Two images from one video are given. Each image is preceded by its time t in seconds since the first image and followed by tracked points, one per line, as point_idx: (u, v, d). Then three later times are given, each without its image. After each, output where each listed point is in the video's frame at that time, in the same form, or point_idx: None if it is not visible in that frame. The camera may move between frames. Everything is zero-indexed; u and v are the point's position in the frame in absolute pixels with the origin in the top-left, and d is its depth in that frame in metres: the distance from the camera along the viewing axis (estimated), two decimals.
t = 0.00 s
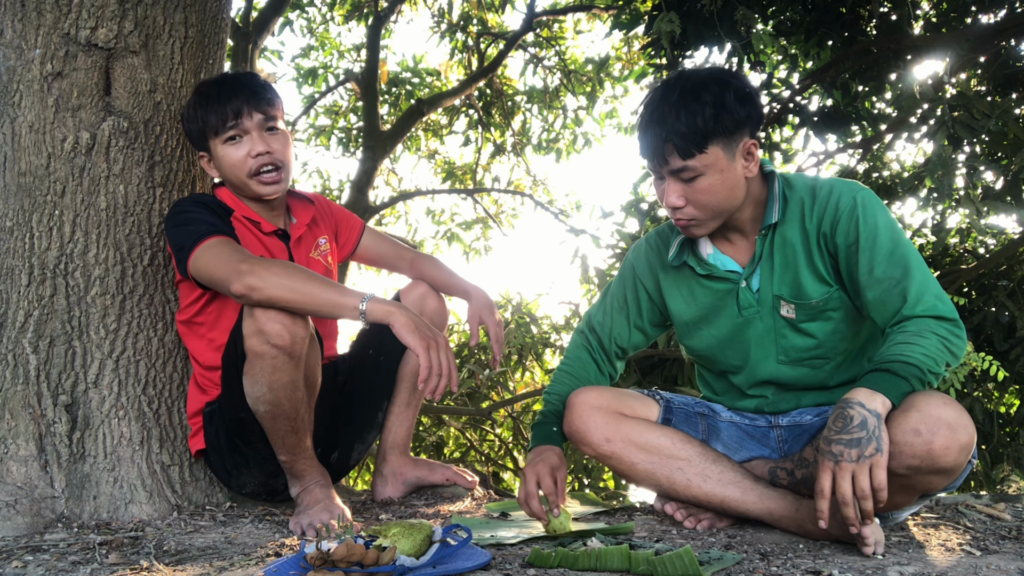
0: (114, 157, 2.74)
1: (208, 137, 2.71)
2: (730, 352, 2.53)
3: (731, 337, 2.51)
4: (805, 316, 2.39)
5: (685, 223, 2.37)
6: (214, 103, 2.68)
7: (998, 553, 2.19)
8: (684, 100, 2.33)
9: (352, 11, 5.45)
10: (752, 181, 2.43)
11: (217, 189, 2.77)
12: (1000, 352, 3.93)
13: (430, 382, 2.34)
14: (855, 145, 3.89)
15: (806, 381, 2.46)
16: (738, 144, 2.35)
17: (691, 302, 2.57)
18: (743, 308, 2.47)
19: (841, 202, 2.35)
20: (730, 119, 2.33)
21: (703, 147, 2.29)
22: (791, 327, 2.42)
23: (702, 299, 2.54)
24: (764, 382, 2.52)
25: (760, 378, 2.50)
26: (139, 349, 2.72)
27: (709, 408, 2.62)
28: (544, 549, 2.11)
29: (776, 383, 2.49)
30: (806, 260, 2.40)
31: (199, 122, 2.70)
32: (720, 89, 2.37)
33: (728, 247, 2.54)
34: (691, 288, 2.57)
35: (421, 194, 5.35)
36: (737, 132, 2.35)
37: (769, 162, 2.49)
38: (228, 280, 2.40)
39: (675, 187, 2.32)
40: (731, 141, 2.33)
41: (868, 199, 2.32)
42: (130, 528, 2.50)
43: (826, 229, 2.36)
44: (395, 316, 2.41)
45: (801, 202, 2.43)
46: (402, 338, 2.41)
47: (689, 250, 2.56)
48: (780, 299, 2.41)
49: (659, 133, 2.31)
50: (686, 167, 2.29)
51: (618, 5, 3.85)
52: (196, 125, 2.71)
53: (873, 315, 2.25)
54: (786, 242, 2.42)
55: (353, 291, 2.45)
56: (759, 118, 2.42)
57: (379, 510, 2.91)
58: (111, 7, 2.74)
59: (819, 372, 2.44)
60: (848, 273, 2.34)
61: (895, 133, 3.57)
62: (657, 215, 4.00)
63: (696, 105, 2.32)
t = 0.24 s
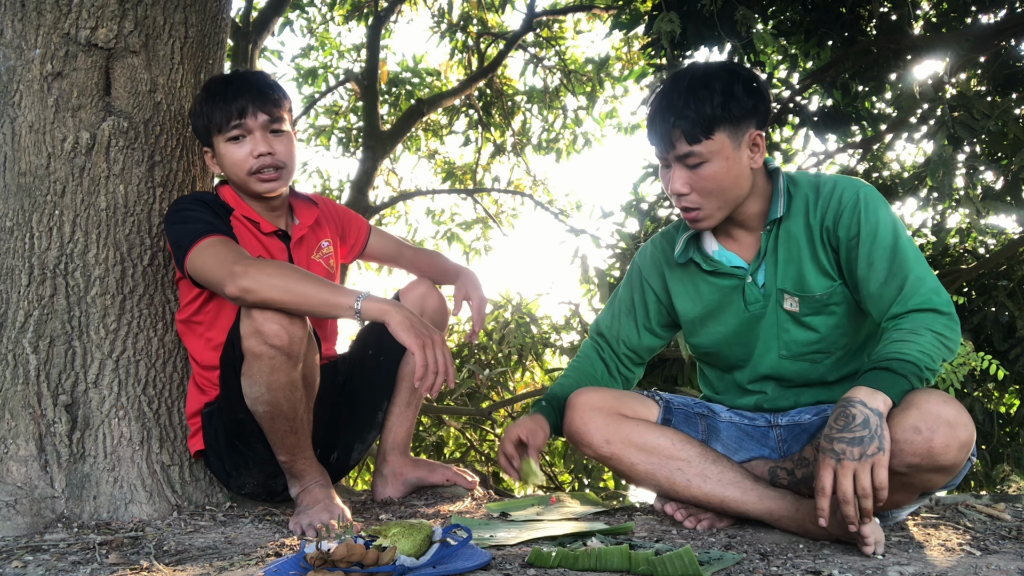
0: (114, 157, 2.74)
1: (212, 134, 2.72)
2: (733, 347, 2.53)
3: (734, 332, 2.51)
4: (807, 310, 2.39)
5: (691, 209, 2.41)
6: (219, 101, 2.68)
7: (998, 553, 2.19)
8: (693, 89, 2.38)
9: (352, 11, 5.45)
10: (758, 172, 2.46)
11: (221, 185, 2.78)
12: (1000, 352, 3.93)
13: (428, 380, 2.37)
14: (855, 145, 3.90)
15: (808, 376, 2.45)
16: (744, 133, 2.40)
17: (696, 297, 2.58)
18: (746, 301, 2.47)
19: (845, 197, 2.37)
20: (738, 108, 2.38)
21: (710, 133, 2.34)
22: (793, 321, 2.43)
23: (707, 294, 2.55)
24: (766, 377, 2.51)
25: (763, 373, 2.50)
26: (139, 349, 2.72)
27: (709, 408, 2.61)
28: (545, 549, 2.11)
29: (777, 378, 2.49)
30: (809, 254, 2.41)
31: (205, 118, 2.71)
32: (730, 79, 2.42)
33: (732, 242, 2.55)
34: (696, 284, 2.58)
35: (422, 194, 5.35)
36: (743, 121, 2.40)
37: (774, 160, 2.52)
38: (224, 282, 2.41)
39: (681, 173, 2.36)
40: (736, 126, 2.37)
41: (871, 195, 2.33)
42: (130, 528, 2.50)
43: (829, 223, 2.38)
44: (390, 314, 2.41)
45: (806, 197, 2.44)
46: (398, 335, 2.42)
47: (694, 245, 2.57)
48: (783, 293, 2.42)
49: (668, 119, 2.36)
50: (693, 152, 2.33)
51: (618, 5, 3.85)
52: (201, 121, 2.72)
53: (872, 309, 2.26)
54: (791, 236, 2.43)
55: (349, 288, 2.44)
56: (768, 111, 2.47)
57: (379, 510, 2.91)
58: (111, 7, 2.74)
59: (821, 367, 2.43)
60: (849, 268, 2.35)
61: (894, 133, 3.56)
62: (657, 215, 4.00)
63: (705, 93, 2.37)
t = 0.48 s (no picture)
0: (114, 157, 2.74)
1: (221, 129, 2.71)
2: (734, 339, 2.53)
3: (736, 323, 2.52)
4: (807, 301, 2.40)
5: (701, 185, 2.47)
6: (234, 98, 2.66)
7: (998, 553, 2.19)
8: (712, 68, 2.49)
9: (352, 11, 5.45)
10: (768, 155, 2.51)
11: (223, 185, 2.79)
12: (1000, 352, 3.93)
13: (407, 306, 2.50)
14: (855, 145, 3.90)
15: (807, 370, 2.44)
16: (757, 113, 2.48)
17: (700, 288, 2.60)
18: (748, 292, 2.48)
19: (849, 193, 2.39)
20: (754, 89, 2.48)
21: (725, 107, 2.43)
22: (794, 313, 2.43)
23: (711, 284, 2.57)
24: (765, 369, 2.51)
25: (762, 364, 2.49)
26: (139, 349, 2.72)
27: (709, 408, 2.61)
28: (544, 549, 2.11)
29: (776, 370, 2.48)
30: (812, 248, 2.42)
31: (215, 112, 2.70)
32: (747, 64, 2.53)
33: (738, 234, 2.58)
34: (701, 274, 2.60)
35: (422, 194, 5.35)
36: (758, 101, 2.49)
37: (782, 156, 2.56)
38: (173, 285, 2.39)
39: (692, 145, 2.45)
40: (750, 105, 2.47)
41: (875, 192, 2.35)
42: (130, 528, 2.50)
43: (833, 218, 2.40)
44: (351, 259, 2.49)
45: (811, 193, 2.47)
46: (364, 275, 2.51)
47: (701, 235, 2.60)
48: (785, 284, 2.43)
49: (685, 93, 2.47)
50: (708, 123, 2.43)
51: (618, 5, 3.85)
52: (213, 114, 2.71)
53: (871, 304, 2.27)
54: (794, 229, 2.45)
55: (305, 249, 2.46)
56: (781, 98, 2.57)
57: (379, 510, 2.91)
58: (111, 7, 2.74)
59: (820, 361, 2.43)
60: (850, 263, 2.37)
61: (894, 134, 3.51)
62: (657, 215, 4.00)
63: (724, 72, 2.48)
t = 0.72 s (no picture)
0: (114, 157, 2.74)
1: (241, 126, 2.73)
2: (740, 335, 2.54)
3: (742, 319, 2.53)
4: (814, 298, 2.41)
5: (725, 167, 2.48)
6: (263, 97, 2.70)
7: (998, 553, 2.19)
8: (745, 56, 2.54)
9: (352, 11, 5.45)
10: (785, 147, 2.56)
11: (227, 185, 2.80)
12: (1000, 352, 3.93)
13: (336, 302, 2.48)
14: (855, 145, 3.90)
15: (811, 367, 2.44)
16: (783, 104, 2.54)
17: (709, 283, 2.61)
18: (756, 287, 2.50)
19: (858, 192, 2.41)
20: (783, 80, 2.53)
21: (755, 92, 2.49)
22: (800, 310, 2.44)
23: (720, 279, 2.58)
24: (769, 365, 2.51)
25: (766, 359, 2.49)
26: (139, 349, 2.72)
27: (710, 407, 2.60)
28: (545, 549, 2.11)
29: (780, 366, 2.48)
30: (820, 247, 2.44)
31: (241, 106, 2.72)
32: (777, 57, 2.58)
33: (748, 233, 2.60)
34: (709, 269, 2.62)
35: (422, 194, 5.35)
36: (785, 92, 2.54)
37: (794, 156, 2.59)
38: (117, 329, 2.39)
39: (720, 125, 2.49)
40: (777, 94, 2.52)
41: (884, 192, 2.37)
42: (130, 528, 2.50)
43: (841, 217, 2.42)
44: (276, 264, 2.47)
45: (821, 193, 2.49)
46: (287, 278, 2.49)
47: (712, 230, 2.63)
48: (793, 280, 2.44)
49: (718, 76, 2.52)
50: (738, 106, 2.47)
51: (618, 5, 3.86)
52: (240, 105, 2.72)
53: (876, 301, 2.29)
54: (803, 227, 2.47)
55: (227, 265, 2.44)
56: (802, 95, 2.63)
57: (379, 510, 2.91)
58: (111, 7, 2.74)
59: (824, 358, 2.43)
60: (857, 261, 2.38)
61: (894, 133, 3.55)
62: (657, 215, 4.00)
63: (755, 60, 2.53)
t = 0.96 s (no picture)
0: (114, 157, 2.75)
1: (259, 123, 2.72)
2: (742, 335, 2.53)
3: (745, 318, 2.53)
4: (818, 297, 2.42)
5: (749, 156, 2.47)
6: (288, 99, 2.70)
7: (998, 553, 2.19)
8: (775, 51, 2.54)
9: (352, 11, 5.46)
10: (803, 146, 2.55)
11: (233, 184, 2.83)
12: (1000, 352, 3.93)
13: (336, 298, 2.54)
14: (855, 145, 3.90)
15: (812, 367, 2.45)
16: (806, 102, 2.54)
17: (713, 281, 2.61)
18: (761, 285, 2.50)
19: (864, 193, 2.42)
20: (808, 80, 2.53)
21: (784, 85, 2.48)
22: (804, 309, 2.44)
23: (726, 278, 2.58)
24: (771, 364, 2.50)
25: (767, 358, 2.49)
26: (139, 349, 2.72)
27: (710, 407, 2.60)
28: (544, 549, 2.11)
29: (782, 365, 2.48)
30: (825, 247, 2.45)
31: (263, 102, 2.72)
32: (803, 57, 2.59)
33: (754, 230, 2.58)
34: (716, 266, 2.61)
35: (421, 194, 5.35)
36: (809, 91, 2.54)
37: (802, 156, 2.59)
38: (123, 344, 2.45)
39: (747, 112, 2.47)
40: (803, 91, 2.52)
41: (890, 194, 2.38)
42: (130, 528, 2.50)
43: (847, 217, 2.42)
44: (266, 272, 2.48)
45: (827, 193, 2.49)
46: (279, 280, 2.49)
47: (718, 226, 2.60)
48: (798, 280, 2.45)
49: (749, 66, 2.51)
50: (767, 96, 2.46)
51: (618, 5, 3.86)
52: (262, 100, 2.73)
53: (878, 302, 2.29)
54: (809, 226, 2.47)
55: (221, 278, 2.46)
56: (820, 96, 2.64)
57: (379, 510, 2.91)
58: (111, 7, 2.74)
59: (825, 358, 2.44)
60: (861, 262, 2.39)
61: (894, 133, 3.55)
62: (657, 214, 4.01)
63: (784, 56, 2.53)
